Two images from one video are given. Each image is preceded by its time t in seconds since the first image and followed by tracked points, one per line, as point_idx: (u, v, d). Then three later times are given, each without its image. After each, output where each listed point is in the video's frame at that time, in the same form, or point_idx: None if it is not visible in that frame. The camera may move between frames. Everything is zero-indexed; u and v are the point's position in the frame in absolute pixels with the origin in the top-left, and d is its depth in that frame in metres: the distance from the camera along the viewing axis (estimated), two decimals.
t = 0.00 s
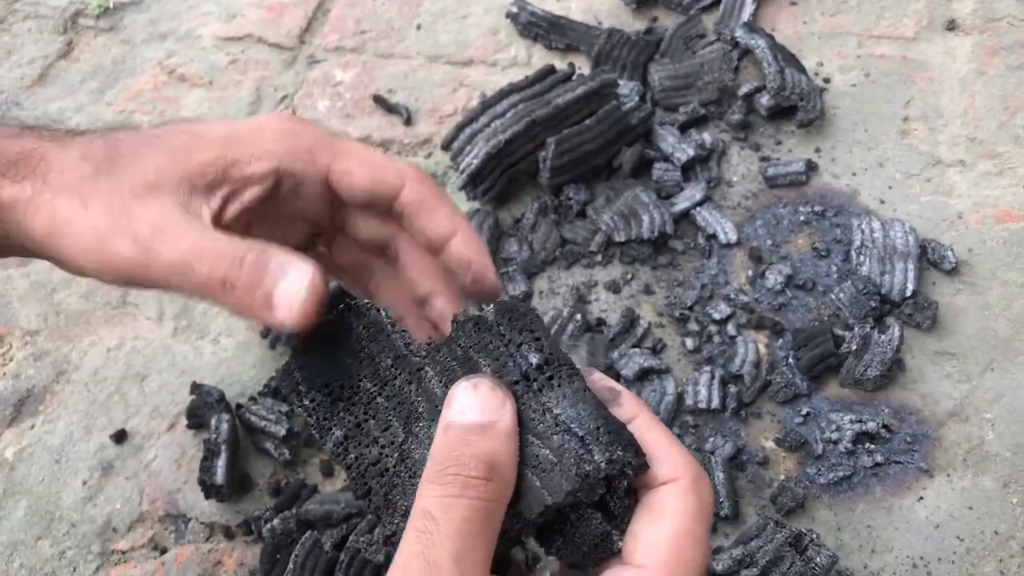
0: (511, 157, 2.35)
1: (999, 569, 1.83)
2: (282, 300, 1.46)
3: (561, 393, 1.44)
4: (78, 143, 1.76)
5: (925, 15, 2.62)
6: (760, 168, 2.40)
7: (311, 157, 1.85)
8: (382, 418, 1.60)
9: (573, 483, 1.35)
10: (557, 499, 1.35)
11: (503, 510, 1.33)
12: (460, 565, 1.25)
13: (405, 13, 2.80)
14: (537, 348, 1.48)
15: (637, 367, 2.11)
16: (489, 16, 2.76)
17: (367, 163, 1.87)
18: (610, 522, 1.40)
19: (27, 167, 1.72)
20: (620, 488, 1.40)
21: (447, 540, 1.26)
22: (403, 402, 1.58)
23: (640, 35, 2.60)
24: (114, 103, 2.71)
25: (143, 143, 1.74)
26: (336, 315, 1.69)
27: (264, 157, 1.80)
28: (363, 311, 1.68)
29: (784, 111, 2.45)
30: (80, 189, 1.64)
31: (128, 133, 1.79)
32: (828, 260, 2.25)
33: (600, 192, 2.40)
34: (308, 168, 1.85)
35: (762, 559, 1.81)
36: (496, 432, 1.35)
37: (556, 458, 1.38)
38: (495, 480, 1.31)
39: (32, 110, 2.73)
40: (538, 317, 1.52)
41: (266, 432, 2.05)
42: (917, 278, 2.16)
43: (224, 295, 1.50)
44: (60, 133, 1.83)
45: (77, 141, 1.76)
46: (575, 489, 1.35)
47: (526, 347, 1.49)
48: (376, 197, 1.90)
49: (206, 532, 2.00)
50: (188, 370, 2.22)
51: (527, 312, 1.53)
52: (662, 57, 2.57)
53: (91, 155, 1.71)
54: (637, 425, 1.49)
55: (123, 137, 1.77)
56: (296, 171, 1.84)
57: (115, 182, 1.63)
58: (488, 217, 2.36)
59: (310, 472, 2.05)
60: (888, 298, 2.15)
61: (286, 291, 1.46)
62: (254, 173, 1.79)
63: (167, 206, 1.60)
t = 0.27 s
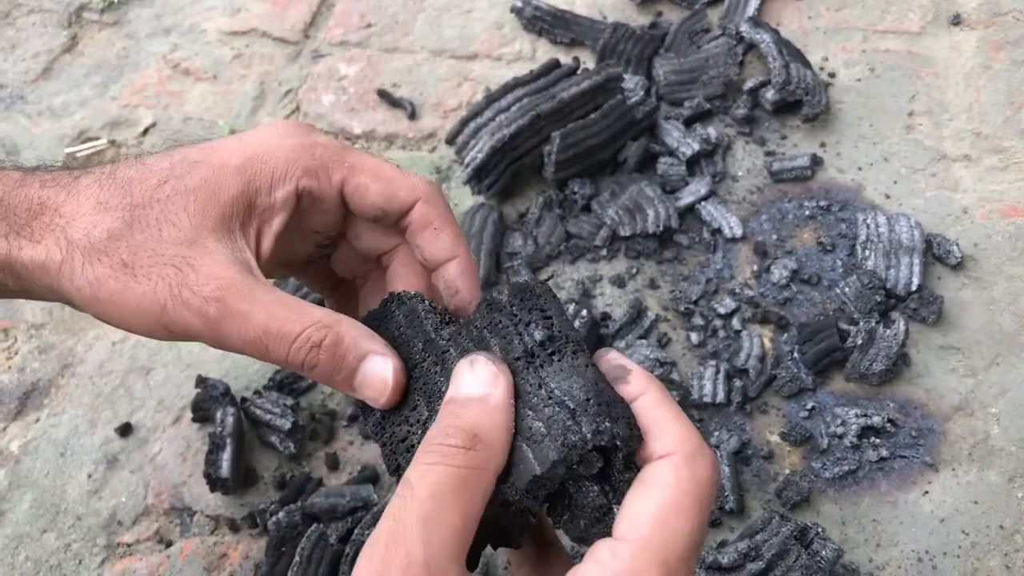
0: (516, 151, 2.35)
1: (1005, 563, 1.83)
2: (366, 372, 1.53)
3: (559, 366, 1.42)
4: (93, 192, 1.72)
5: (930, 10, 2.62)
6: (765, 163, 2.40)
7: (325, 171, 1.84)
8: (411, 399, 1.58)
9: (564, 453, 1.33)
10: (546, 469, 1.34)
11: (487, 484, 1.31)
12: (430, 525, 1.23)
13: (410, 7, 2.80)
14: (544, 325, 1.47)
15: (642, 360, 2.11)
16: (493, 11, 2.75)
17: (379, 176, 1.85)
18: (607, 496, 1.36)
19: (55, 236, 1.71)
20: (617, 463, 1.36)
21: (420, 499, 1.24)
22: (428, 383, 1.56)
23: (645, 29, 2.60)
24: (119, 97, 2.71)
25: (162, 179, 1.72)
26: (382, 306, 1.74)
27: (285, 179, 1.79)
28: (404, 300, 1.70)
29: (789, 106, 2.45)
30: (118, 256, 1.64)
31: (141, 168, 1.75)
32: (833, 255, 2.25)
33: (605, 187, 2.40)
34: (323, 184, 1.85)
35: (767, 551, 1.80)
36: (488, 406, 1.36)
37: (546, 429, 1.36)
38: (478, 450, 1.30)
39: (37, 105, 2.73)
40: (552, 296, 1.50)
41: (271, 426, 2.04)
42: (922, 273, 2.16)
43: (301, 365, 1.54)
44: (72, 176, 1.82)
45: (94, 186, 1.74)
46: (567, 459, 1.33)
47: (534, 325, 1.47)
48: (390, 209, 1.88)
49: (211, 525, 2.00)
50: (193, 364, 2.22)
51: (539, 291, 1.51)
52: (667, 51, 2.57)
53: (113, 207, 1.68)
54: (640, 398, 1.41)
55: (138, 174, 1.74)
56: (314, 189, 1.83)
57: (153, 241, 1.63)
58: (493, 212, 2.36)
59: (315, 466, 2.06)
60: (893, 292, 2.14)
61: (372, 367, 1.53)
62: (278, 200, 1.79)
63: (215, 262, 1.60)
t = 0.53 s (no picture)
0: (518, 148, 2.35)
1: (1007, 560, 1.83)
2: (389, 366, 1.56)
3: (549, 357, 1.44)
4: (106, 192, 1.72)
5: (932, 8, 2.62)
6: (768, 161, 2.41)
7: (334, 165, 1.84)
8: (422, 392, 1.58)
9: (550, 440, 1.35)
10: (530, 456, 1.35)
11: (474, 474, 1.31)
12: (409, 510, 1.24)
13: (412, 5, 2.80)
14: (539, 316, 1.49)
15: (645, 357, 2.11)
16: (496, 9, 2.76)
17: (387, 169, 1.86)
18: (591, 484, 1.37)
19: (70, 235, 1.70)
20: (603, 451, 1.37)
21: (402, 487, 1.25)
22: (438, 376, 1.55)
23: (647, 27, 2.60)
24: (121, 95, 2.71)
25: (175, 177, 1.72)
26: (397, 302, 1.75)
27: (296, 174, 1.80)
28: (416, 295, 1.70)
29: (791, 103, 2.45)
30: (135, 254, 1.64)
31: (153, 167, 1.75)
32: (836, 253, 2.25)
33: (607, 184, 2.40)
34: (332, 178, 1.85)
35: (770, 547, 1.81)
36: (477, 397, 1.38)
37: (533, 418, 1.37)
38: (463, 439, 1.31)
39: (39, 102, 2.73)
40: (549, 289, 1.53)
41: (274, 422, 2.05)
42: (924, 270, 2.16)
43: (323, 361, 1.55)
44: (81, 176, 1.81)
45: (106, 186, 1.74)
46: (552, 446, 1.35)
47: (529, 317, 1.50)
48: (398, 202, 1.89)
49: (214, 521, 2.01)
50: (196, 361, 2.23)
51: (536, 286, 1.55)
52: (669, 48, 2.57)
53: (128, 205, 1.69)
54: (625, 386, 1.41)
55: (149, 173, 1.74)
56: (324, 183, 1.84)
57: (171, 238, 1.64)
58: (495, 209, 2.36)
59: (318, 462, 2.06)
60: (896, 289, 2.14)
61: (392, 360, 1.56)
62: (290, 195, 1.80)
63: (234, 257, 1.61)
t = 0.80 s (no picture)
0: (518, 147, 2.35)
1: (1006, 558, 1.83)
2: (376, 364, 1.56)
3: (545, 352, 1.45)
4: (96, 188, 1.72)
5: (932, 7, 2.62)
6: (767, 159, 2.41)
7: (326, 163, 1.84)
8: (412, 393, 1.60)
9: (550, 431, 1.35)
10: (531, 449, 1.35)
11: (471, 472, 1.31)
12: (406, 508, 1.24)
13: (412, 3, 2.80)
14: (532, 312, 1.50)
15: (645, 355, 2.11)
16: (496, 7, 2.76)
17: (380, 166, 1.86)
18: (586, 479, 1.37)
19: (58, 229, 1.71)
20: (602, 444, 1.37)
21: (399, 484, 1.25)
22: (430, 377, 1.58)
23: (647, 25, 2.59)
24: (121, 93, 2.71)
25: (165, 174, 1.71)
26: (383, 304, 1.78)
27: (287, 172, 1.79)
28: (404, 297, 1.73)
29: (791, 102, 2.45)
30: (123, 250, 1.64)
31: (144, 163, 1.75)
32: (835, 251, 2.25)
33: (607, 182, 2.41)
34: (324, 176, 1.85)
35: (769, 546, 1.81)
36: (473, 395, 1.38)
37: (534, 413, 1.38)
38: (460, 437, 1.31)
39: (39, 100, 2.73)
40: (539, 285, 1.54)
41: (273, 420, 2.05)
42: (924, 269, 2.16)
43: (308, 360, 1.55)
44: (73, 171, 1.81)
45: (97, 181, 1.73)
46: (553, 439, 1.35)
47: (523, 313, 1.51)
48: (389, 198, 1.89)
49: (213, 519, 2.01)
50: (195, 359, 2.23)
51: (528, 283, 1.55)
52: (669, 47, 2.57)
53: (117, 201, 1.68)
54: (623, 386, 1.41)
55: (140, 170, 1.73)
56: (315, 182, 1.83)
57: (159, 235, 1.64)
58: (495, 207, 2.36)
59: (317, 460, 2.06)
60: (895, 288, 2.15)
61: (380, 361, 1.57)
62: (281, 193, 1.78)
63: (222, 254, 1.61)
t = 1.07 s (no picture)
0: (517, 145, 2.35)
1: (1005, 556, 1.83)
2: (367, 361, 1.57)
3: (515, 341, 1.46)
4: (88, 190, 1.73)
5: (931, 7, 2.63)
6: (767, 158, 2.41)
7: (315, 169, 1.83)
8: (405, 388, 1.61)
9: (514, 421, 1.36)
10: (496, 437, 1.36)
11: (443, 459, 1.31)
12: (378, 497, 1.25)
13: (412, 3, 2.80)
14: (506, 304, 1.51)
15: (645, 352, 2.11)
16: (496, 7, 2.76)
17: (368, 172, 1.85)
18: (552, 466, 1.38)
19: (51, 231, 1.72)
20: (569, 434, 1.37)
21: (371, 474, 1.26)
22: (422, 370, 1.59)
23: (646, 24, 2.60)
24: (121, 92, 2.71)
25: (156, 176, 1.72)
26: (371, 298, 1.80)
27: (276, 176, 1.78)
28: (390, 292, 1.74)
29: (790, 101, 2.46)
30: (114, 251, 1.65)
31: (137, 166, 1.76)
32: (835, 250, 2.25)
33: (607, 181, 2.41)
34: (312, 180, 1.84)
35: (774, 539, 1.82)
36: (446, 385, 1.39)
37: (500, 401, 1.38)
38: (432, 425, 1.32)
39: (39, 99, 2.73)
40: (516, 279, 1.56)
41: (273, 418, 2.05)
42: (923, 267, 2.16)
43: (301, 357, 1.54)
44: (65, 172, 1.82)
45: (89, 183, 1.74)
46: (519, 427, 1.36)
47: (497, 305, 1.52)
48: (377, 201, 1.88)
49: (213, 517, 2.01)
50: (194, 357, 2.23)
51: (505, 276, 1.57)
52: (668, 47, 2.57)
53: (108, 203, 1.69)
54: (593, 376, 1.40)
55: (132, 172, 1.74)
56: (304, 186, 1.83)
57: (149, 237, 1.64)
58: (494, 206, 2.36)
59: (316, 458, 2.06)
60: (894, 286, 2.15)
61: (375, 356, 1.57)
62: (268, 197, 1.78)
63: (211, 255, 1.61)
